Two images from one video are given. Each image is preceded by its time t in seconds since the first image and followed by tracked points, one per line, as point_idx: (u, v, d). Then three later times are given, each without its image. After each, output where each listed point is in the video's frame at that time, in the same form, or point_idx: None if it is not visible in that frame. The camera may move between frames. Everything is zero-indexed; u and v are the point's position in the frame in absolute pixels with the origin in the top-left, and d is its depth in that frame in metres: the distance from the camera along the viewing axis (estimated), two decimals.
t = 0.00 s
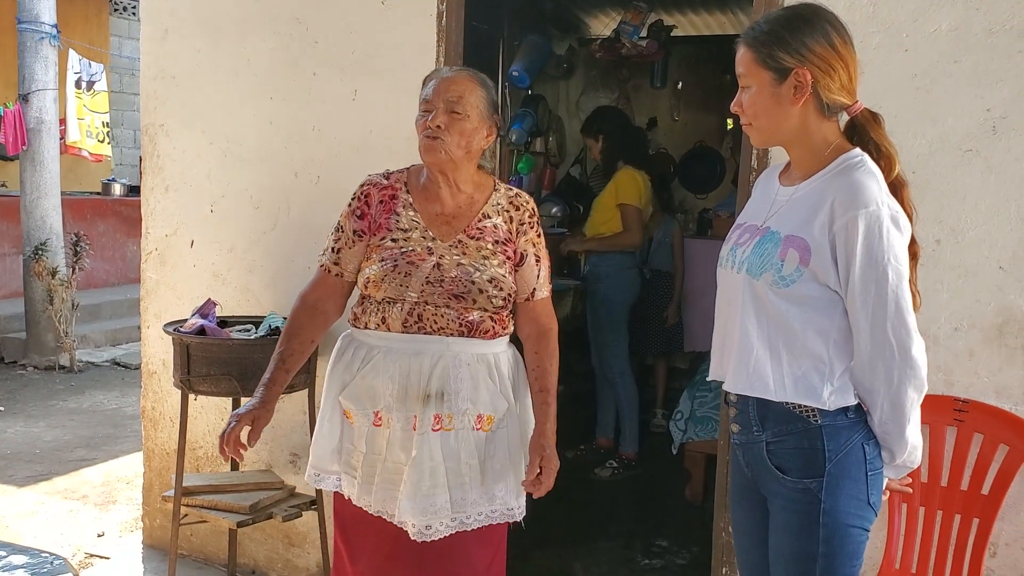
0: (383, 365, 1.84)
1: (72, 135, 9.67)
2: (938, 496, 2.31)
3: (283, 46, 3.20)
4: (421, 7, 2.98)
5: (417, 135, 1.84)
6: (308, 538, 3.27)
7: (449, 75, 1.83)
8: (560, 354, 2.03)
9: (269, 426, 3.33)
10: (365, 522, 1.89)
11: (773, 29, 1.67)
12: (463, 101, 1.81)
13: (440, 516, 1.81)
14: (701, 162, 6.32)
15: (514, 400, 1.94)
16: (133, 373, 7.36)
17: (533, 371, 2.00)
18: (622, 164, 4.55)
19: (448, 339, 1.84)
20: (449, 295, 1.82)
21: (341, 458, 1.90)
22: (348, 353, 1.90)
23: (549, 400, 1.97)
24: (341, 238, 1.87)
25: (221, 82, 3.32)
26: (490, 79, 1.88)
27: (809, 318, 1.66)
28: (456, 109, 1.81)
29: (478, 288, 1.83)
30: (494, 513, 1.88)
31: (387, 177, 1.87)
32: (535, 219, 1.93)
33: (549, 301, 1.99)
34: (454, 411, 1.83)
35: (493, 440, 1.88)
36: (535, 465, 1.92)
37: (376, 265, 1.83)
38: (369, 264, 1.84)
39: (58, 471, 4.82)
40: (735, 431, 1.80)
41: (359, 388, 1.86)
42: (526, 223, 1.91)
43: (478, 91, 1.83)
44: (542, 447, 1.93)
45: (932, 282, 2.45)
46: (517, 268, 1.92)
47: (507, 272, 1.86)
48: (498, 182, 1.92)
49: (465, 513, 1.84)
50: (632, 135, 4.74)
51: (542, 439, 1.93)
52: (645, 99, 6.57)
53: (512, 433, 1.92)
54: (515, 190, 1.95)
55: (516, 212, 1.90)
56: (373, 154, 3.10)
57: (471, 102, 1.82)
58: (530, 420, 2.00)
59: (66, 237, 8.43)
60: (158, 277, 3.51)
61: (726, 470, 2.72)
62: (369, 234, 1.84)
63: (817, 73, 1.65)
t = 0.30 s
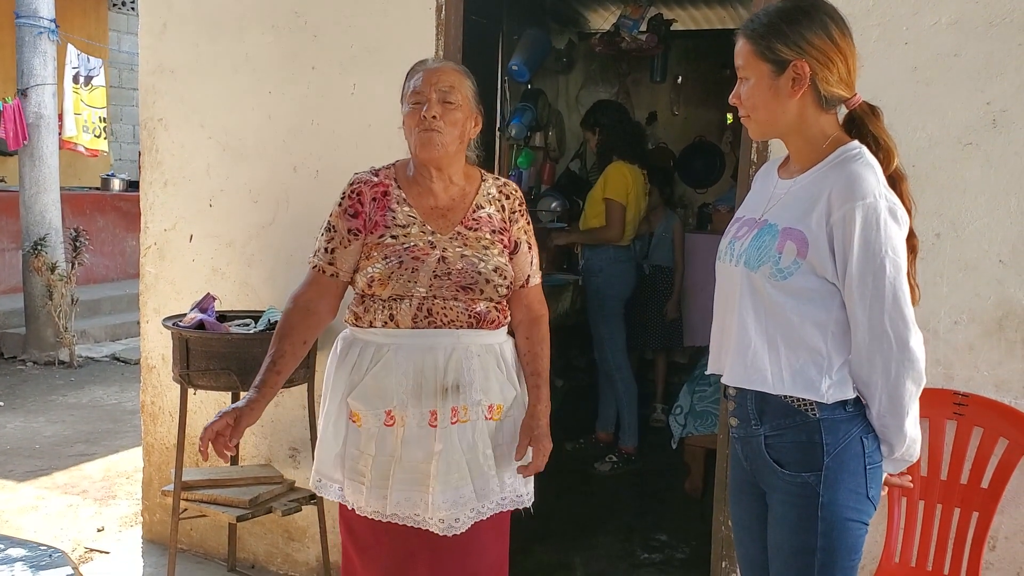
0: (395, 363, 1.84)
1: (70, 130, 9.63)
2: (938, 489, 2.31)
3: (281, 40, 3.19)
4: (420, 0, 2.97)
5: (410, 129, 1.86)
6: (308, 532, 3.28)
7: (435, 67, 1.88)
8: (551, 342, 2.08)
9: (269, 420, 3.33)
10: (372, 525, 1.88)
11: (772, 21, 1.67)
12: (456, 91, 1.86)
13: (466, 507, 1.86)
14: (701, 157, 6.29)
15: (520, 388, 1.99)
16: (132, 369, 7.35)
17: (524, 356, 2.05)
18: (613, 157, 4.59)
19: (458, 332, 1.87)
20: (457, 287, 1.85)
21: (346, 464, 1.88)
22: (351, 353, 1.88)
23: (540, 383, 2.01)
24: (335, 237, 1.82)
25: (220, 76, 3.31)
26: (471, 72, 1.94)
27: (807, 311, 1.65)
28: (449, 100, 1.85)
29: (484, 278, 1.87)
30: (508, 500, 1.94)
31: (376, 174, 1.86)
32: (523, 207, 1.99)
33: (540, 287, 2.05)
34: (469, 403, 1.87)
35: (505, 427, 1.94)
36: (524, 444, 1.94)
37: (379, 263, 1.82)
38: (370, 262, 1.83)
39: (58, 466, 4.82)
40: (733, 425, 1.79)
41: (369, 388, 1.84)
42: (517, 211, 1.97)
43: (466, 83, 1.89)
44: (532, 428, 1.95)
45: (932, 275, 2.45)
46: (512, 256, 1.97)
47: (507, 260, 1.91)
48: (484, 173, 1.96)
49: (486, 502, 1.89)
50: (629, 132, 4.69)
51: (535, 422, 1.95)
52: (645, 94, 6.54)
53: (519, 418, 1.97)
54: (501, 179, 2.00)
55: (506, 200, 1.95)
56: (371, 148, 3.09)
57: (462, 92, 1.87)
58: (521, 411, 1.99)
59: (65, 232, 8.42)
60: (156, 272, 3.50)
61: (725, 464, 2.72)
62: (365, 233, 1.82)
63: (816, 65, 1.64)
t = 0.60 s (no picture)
0: (407, 364, 1.84)
1: (66, 126, 9.60)
2: (935, 485, 2.31)
3: (279, 36, 3.18)
4: None
5: (404, 126, 1.87)
6: (306, 528, 3.28)
7: (422, 63, 1.89)
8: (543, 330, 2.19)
9: (267, 416, 3.33)
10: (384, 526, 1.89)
11: (772, 16, 1.67)
12: (447, 87, 1.89)
13: (483, 501, 1.90)
14: (698, 153, 6.30)
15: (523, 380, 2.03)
16: (131, 364, 7.36)
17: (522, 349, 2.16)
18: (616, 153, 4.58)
19: (467, 329, 1.90)
20: (466, 285, 1.87)
21: (354, 468, 1.86)
22: (357, 355, 1.87)
23: (541, 370, 2.16)
24: (340, 241, 1.79)
25: (218, 72, 3.31)
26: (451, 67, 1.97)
27: (805, 307, 1.65)
28: (442, 96, 1.88)
29: (491, 273, 1.90)
30: (518, 491, 1.97)
31: (371, 174, 1.84)
32: (512, 200, 2.04)
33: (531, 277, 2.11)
34: (481, 399, 1.89)
35: (511, 421, 1.97)
36: (542, 435, 2.12)
37: (388, 265, 1.81)
38: (377, 265, 1.82)
39: (57, 462, 4.83)
40: (730, 421, 1.80)
41: (381, 390, 1.84)
42: (508, 203, 2.02)
43: (453, 77, 1.92)
44: (546, 416, 2.12)
45: (929, 271, 2.46)
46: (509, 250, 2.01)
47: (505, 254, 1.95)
48: (473, 167, 2.00)
49: (500, 494, 1.93)
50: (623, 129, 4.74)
51: (545, 408, 2.12)
52: (643, 89, 6.54)
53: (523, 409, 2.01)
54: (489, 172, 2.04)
55: (496, 193, 2.00)
56: (369, 144, 3.09)
57: (452, 88, 1.90)
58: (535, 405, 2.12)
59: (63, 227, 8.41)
60: (155, 268, 3.50)
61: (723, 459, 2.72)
62: (370, 235, 1.80)
63: (814, 61, 1.64)
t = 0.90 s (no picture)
0: (414, 361, 1.85)
1: (65, 121, 9.58)
2: (928, 479, 2.33)
3: (275, 31, 3.18)
4: None
5: (397, 120, 1.87)
6: (302, 522, 3.29)
7: (408, 56, 1.90)
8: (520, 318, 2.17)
9: (264, 411, 3.33)
10: (390, 521, 1.90)
11: (765, 11, 1.67)
12: (438, 79, 1.90)
13: (492, 495, 1.91)
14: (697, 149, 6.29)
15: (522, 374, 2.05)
16: (129, 359, 7.36)
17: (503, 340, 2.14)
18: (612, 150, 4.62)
19: (474, 324, 1.91)
20: (473, 280, 1.89)
21: (361, 466, 1.87)
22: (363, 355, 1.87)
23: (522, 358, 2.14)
24: (362, 241, 1.75)
25: (214, 68, 3.31)
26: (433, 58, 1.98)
27: (798, 302, 1.66)
28: (433, 87, 1.89)
29: (495, 267, 1.91)
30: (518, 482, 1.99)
31: (371, 172, 1.81)
32: (503, 191, 2.06)
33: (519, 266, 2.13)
34: (486, 393, 1.91)
35: (512, 414, 1.99)
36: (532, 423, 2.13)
37: (398, 264, 1.80)
38: (386, 266, 1.80)
39: (55, 457, 4.83)
40: (722, 416, 1.81)
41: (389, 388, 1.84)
42: (500, 195, 2.04)
43: (439, 67, 1.93)
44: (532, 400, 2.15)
45: (923, 266, 2.46)
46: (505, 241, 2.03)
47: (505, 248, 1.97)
48: (463, 159, 2.01)
49: (507, 487, 1.95)
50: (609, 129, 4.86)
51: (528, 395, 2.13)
52: (641, 84, 6.55)
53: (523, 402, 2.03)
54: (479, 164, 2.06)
55: (489, 183, 2.02)
56: (365, 140, 3.09)
57: (441, 79, 1.91)
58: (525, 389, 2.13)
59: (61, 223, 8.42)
60: (151, 263, 3.51)
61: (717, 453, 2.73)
62: (381, 235, 1.78)
63: (806, 56, 1.65)
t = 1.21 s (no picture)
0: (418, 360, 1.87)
1: (64, 118, 9.51)
2: (923, 476, 2.33)
3: (272, 29, 3.18)
4: None
5: (395, 117, 1.86)
6: (300, 520, 3.30)
7: (403, 53, 1.90)
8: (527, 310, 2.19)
9: (262, 409, 3.34)
10: (393, 520, 1.91)
11: (761, 10, 1.67)
12: (434, 75, 1.90)
13: (495, 494, 1.91)
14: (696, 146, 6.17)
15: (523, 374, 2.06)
16: (127, 357, 7.37)
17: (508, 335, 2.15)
18: (605, 148, 4.59)
19: (475, 324, 1.92)
20: (475, 280, 1.89)
21: (365, 466, 1.88)
22: (367, 356, 1.90)
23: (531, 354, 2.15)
24: (372, 240, 1.75)
25: (211, 66, 3.31)
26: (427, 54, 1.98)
27: (792, 300, 1.67)
28: (429, 83, 1.89)
29: (496, 267, 1.92)
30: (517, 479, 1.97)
31: (372, 172, 1.81)
32: (503, 188, 2.07)
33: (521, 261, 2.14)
34: (489, 393, 1.92)
35: (513, 414, 2.00)
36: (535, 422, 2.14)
37: (400, 265, 1.81)
38: (391, 267, 1.81)
39: (53, 455, 4.84)
40: (718, 415, 1.81)
41: (394, 389, 1.87)
42: (500, 190, 2.05)
43: (434, 62, 1.93)
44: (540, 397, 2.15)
45: (918, 264, 2.47)
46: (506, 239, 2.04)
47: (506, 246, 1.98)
48: (462, 157, 2.01)
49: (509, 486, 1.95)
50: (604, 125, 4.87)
51: (537, 391, 2.14)
52: (638, 83, 6.54)
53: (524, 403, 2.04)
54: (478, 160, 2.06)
55: (489, 180, 2.03)
56: (362, 138, 3.09)
57: (437, 75, 1.91)
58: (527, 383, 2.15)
59: (59, 220, 8.41)
60: (148, 261, 3.51)
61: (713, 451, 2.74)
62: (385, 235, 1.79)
63: (803, 55, 1.65)
